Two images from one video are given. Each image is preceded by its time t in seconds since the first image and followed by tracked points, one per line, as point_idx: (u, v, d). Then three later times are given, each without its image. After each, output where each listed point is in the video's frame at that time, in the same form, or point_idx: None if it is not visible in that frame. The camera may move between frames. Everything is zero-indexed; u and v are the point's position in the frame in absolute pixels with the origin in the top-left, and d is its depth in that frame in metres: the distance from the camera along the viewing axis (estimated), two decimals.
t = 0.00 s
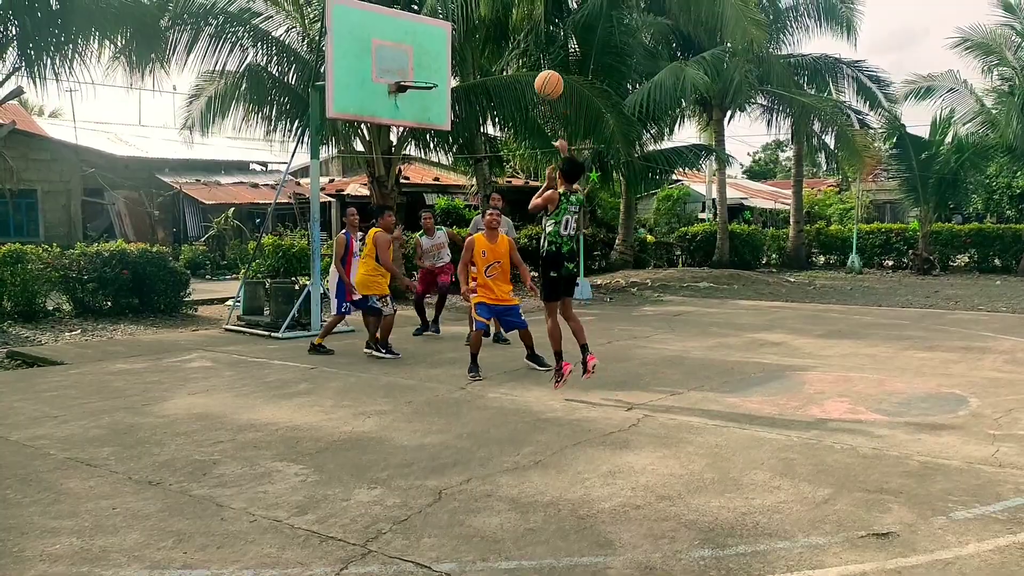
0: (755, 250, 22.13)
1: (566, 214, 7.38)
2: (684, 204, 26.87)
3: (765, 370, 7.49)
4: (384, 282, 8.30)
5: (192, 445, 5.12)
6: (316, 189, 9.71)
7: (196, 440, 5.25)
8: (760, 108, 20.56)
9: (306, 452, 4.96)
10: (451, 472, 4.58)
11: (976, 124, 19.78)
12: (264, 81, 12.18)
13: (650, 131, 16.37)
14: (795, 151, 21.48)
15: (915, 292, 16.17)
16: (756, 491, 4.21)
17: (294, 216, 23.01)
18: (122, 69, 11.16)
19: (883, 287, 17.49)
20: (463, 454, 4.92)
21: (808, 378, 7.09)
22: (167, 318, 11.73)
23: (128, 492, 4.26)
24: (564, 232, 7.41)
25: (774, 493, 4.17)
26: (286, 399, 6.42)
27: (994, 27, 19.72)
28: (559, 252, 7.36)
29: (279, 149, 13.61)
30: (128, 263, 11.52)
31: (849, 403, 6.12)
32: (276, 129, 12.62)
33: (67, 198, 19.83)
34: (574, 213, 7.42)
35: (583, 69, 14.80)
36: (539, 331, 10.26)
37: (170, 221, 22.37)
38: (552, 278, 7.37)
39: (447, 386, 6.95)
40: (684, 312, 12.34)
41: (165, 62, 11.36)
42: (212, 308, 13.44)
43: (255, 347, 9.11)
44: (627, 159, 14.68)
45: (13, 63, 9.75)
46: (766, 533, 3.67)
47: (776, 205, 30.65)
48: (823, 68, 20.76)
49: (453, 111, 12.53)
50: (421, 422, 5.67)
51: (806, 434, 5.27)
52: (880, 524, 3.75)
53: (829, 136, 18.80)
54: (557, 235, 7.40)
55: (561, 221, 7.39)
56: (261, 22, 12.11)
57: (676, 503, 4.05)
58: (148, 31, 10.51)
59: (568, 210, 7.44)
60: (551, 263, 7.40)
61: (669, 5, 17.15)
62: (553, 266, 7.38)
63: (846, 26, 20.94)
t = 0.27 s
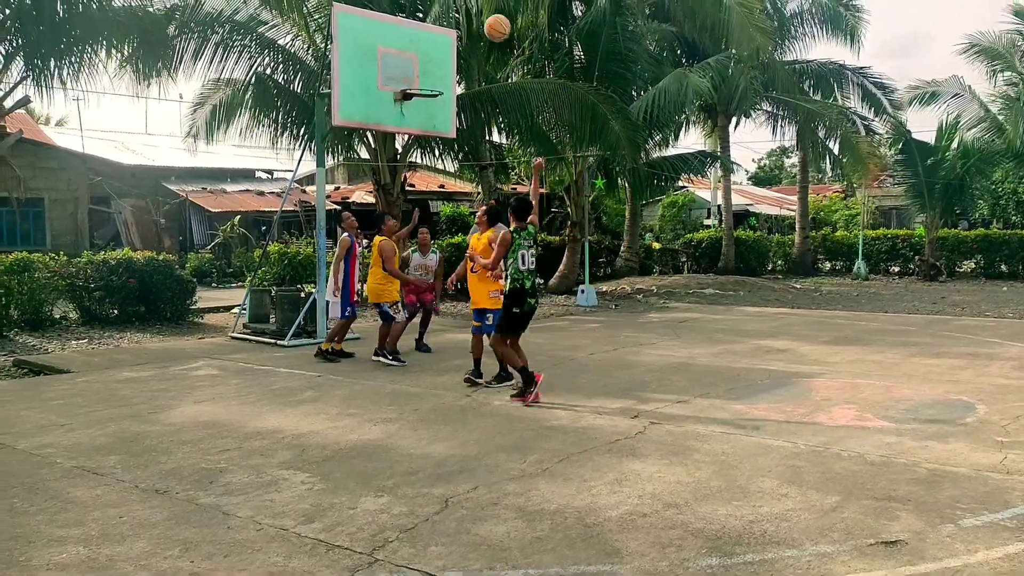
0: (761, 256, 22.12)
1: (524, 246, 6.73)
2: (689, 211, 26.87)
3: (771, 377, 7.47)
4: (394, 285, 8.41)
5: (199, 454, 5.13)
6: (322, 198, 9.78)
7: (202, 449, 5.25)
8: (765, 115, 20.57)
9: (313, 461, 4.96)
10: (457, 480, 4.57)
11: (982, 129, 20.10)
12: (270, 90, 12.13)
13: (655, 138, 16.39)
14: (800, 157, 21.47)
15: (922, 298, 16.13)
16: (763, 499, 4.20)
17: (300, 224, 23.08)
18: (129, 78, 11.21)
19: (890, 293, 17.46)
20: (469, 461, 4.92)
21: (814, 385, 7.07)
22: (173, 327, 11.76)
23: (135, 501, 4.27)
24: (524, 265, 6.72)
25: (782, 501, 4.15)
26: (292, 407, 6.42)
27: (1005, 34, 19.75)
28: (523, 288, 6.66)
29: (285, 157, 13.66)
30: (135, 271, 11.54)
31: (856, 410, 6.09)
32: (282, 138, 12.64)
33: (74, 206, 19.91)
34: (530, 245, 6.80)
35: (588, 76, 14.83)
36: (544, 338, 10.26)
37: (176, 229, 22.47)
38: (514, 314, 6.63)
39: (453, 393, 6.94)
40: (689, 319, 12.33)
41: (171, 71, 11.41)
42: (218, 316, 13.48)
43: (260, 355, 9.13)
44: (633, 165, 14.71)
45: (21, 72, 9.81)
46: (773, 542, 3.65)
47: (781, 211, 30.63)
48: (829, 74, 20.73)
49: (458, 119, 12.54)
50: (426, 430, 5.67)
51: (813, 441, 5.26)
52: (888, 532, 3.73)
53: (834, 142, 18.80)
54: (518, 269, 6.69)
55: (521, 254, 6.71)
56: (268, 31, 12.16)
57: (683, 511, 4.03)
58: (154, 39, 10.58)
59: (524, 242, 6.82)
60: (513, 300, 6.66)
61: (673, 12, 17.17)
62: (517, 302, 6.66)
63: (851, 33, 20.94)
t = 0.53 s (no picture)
0: (765, 259, 22.09)
1: (478, 243, 7.03)
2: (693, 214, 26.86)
3: (776, 381, 7.45)
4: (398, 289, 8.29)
5: (203, 458, 5.13)
6: (326, 202, 9.80)
7: (207, 453, 5.26)
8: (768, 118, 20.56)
9: (318, 465, 4.96)
10: (462, 484, 4.56)
11: (986, 132, 20.05)
12: (274, 95, 12.29)
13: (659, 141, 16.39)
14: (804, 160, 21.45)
15: (927, 301, 16.09)
16: (769, 503, 4.18)
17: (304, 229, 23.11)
18: (133, 83, 11.24)
19: (895, 296, 17.42)
20: (474, 466, 4.91)
21: (819, 389, 7.05)
22: (178, 332, 11.77)
23: (140, 506, 4.27)
24: (479, 261, 7.02)
25: (788, 505, 4.14)
26: (296, 412, 6.42)
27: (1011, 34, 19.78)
28: (472, 281, 6.96)
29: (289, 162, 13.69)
30: (140, 276, 11.55)
31: (862, 414, 6.08)
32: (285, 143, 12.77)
33: (79, 211, 19.96)
34: (487, 242, 7.08)
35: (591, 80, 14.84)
36: (548, 342, 10.25)
37: (181, 234, 22.55)
38: (462, 307, 6.98)
39: (457, 397, 6.94)
40: (694, 323, 12.31)
41: (175, 76, 11.44)
42: (223, 321, 13.50)
43: (265, 360, 9.13)
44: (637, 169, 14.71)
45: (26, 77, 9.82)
46: (779, 546, 3.64)
47: (785, 215, 30.59)
48: (832, 77, 20.68)
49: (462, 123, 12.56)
50: (431, 434, 5.66)
51: (818, 445, 5.24)
52: (894, 536, 3.72)
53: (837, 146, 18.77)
54: (471, 265, 7.01)
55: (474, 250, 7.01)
56: (271, 36, 12.29)
57: (688, 515, 4.02)
58: (158, 46, 10.57)
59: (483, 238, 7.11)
60: (465, 294, 7.00)
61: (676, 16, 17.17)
62: (467, 295, 6.99)
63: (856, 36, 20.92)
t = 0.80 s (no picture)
0: (767, 261, 22.09)
1: (445, 253, 7.14)
2: (695, 217, 26.85)
3: (778, 383, 7.44)
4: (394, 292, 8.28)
5: (206, 462, 5.13)
6: (327, 204, 9.79)
7: (209, 456, 5.26)
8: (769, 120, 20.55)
9: (320, 468, 4.96)
10: (464, 487, 4.56)
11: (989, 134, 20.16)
12: (276, 98, 12.47)
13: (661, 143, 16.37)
14: (806, 161, 21.43)
15: (930, 303, 16.06)
16: (772, 506, 4.18)
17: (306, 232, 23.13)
18: (135, 87, 11.26)
19: (897, 298, 17.39)
20: (476, 469, 4.90)
21: (822, 391, 7.04)
22: (180, 335, 11.78)
23: (143, 509, 4.27)
24: (447, 272, 7.14)
25: (790, 508, 4.14)
26: (298, 415, 6.43)
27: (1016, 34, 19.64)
28: (443, 291, 7.11)
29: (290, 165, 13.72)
30: (142, 279, 11.56)
31: (865, 416, 6.06)
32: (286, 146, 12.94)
33: (81, 215, 20.00)
34: (454, 251, 7.18)
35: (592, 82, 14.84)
36: (550, 345, 10.24)
37: (183, 237, 22.61)
38: (434, 315, 7.09)
39: (459, 400, 6.93)
40: (696, 325, 12.30)
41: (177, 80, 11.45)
42: (226, 324, 13.51)
43: (267, 363, 9.14)
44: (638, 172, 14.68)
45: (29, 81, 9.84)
46: (782, 549, 3.63)
47: (787, 217, 30.59)
48: (834, 79, 20.67)
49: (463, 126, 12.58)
50: (433, 437, 5.66)
51: (821, 448, 5.23)
52: (897, 539, 3.71)
53: (839, 148, 18.75)
54: (439, 275, 7.14)
55: (440, 261, 7.14)
56: (274, 39, 12.28)
57: (691, 518, 4.02)
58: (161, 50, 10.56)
59: (448, 248, 7.20)
60: (434, 302, 7.13)
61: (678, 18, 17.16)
62: (437, 303, 7.13)
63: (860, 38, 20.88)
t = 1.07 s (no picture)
0: (768, 264, 22.08)
1: (421, 255, 7.27)
2: (695, 219, 26.86)
3: (779, 385, 7.44)
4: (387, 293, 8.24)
5: (206, 465, 5.13)
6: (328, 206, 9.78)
7: (209, 459, 5.26)
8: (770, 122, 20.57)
9: (320, 471, 4.95)
10: (465, 490, 4.56)
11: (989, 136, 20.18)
12: (276, 101, 12.33)
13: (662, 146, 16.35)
14: (807, 163, 21.42)
15: (931, 305, 16.06)
16: (773, 508, 4.17)
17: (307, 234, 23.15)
18: (136, 91, 11.28)
19: (899, 300, 17.38)
20: (477, 472, 4.90)
21: (823, 393, 7.03)
22: (181, 338, 11.79)
23: (144, 512, 4.27)
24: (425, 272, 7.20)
25: (791, 510, 4.13)
26: (299, 418, 6.42)
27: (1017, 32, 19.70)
28: (423, 290, 7.14)
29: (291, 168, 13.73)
30: (143, 282, 11.57)
31: (866, 419, 6.06)
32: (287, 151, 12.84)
33: (82, 218, 20.01)
34: (430, 252, 7.30)
35: (593, 84, 14.87)
36: (550, 347, 10.24)
37: (184, 240, 22.62)
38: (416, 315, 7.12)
39: (460, 402, 6.93)
40: (697, 327, 12.30)
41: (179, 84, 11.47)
42: (226, 327, 13.51)
43: (268, 365, 9.14)
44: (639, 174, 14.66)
45: (31, 84, 9.84)
46: (783, 552, 3.63)
47: (788, 219, 30.61)
48: (834, 82, 20.72)
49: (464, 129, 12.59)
50: (434, 440, 5.66)
51: (822, 450, 5.22)
52: (899, 542, 3.71)
53: (840, 150, 18.73)
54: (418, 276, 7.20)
55: (417, 262, 7.26)
56: (274, 42, 12.29)
57: (692, 521, 4.02)
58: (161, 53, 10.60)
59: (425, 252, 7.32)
60: (415, 303, 7.15)
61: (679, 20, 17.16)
62: (418, 305, 7.16)
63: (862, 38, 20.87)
